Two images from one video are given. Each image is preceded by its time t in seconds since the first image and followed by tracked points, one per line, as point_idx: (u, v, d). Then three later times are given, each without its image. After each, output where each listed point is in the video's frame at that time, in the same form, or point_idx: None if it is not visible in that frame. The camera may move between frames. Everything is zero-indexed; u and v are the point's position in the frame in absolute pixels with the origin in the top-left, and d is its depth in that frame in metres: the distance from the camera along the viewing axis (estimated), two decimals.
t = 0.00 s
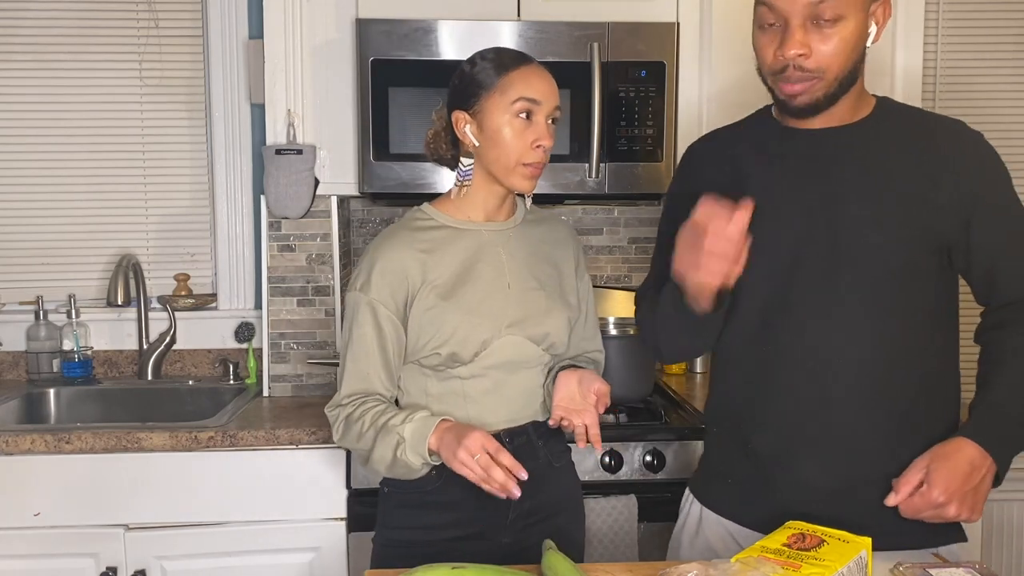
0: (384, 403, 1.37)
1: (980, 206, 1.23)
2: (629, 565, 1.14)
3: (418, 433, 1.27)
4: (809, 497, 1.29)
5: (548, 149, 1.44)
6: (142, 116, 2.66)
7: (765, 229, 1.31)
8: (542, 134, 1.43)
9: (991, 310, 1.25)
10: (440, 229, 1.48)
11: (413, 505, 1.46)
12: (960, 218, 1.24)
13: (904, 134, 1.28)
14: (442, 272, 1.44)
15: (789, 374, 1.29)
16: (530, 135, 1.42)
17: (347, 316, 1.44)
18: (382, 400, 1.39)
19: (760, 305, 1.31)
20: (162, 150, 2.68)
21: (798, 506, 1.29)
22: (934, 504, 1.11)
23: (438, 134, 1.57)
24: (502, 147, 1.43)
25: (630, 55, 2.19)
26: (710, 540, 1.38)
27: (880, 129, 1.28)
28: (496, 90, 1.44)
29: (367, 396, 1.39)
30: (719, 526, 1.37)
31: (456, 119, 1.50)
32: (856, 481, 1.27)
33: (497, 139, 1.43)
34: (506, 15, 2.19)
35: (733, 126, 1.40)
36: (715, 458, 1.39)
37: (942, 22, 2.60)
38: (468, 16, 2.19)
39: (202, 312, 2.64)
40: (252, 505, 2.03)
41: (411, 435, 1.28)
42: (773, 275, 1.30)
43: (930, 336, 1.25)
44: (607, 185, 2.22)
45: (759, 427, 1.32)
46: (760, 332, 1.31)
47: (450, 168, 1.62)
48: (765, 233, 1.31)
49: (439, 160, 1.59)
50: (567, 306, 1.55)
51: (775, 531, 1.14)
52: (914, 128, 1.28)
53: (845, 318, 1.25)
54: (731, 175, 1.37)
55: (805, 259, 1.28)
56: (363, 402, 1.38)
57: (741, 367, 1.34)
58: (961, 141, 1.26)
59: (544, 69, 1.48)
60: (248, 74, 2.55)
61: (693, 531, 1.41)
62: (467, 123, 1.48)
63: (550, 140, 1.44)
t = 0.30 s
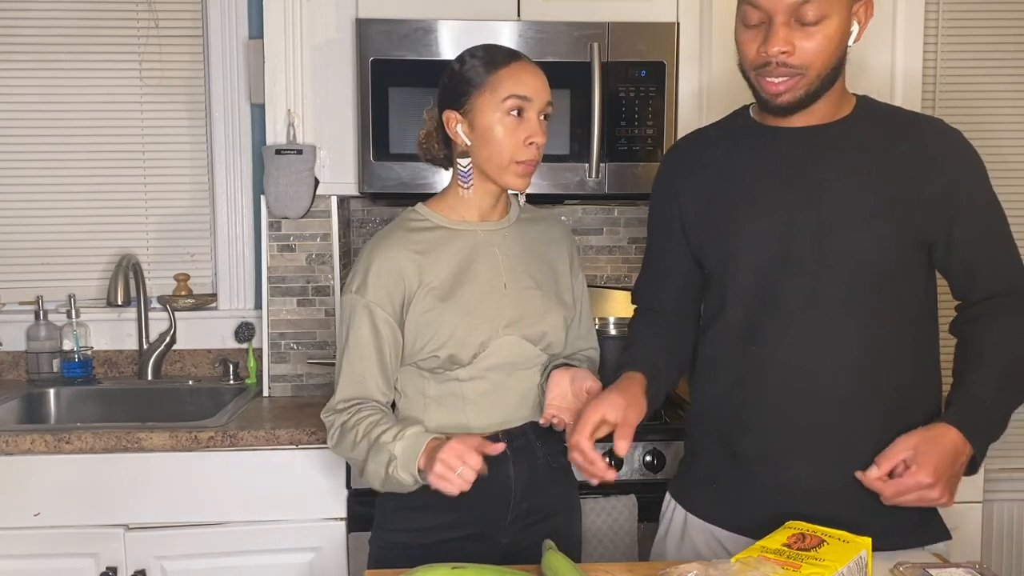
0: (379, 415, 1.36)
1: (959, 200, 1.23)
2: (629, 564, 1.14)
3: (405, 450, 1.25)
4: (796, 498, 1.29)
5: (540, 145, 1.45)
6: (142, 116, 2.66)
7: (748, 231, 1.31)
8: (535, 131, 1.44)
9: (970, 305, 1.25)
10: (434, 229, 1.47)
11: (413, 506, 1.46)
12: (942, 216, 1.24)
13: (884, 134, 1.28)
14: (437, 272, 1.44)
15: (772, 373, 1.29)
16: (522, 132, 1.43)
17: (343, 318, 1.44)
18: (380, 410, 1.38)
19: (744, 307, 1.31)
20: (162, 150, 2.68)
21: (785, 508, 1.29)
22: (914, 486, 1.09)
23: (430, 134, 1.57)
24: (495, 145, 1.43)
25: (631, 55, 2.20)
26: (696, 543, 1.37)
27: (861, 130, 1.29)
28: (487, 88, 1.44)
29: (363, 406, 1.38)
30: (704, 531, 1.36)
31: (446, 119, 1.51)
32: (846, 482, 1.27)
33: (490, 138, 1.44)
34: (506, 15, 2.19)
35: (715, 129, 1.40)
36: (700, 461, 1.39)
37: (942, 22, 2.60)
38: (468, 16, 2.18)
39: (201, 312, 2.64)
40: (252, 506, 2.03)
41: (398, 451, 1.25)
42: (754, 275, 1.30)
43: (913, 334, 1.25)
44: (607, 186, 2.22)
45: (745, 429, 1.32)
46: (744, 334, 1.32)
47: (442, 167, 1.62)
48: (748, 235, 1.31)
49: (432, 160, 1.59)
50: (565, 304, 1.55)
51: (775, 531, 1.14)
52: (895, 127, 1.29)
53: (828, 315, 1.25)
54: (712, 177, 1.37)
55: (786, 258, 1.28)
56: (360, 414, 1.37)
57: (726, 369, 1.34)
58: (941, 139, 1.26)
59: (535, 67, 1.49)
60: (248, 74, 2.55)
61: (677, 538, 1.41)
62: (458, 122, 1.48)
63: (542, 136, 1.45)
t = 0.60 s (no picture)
0: (370, 457, 1.30)
1: (948, 199, 1.23)
2: (629, 564, 1.15)
3: (361, 518, 1.19)
4: (786, 498, 1.29)
5: (528, 147, 1.43)
6: (142, 116, 2.66)
7: (736, 232, 1.32)
8: (522, 134, 1.42)
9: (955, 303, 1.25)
10: (430, 235, 1.47)
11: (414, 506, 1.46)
12: (928, 214, 1.24)
13: (871, 133, 1.28)
14: (432, 278, 1.44)
15: (760, 374, 1.29)
16: (508, 135, 1.42)
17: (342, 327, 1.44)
18: (378, 456, 1.31)
19: (733, 308, 1.31)
20: (161, 150, 2.68)
21: (777, 509, 1.30)
22: (868, 453, 1.10)
23: (428, 138, 1.55)
24: (482, 150, 1.43)
25: (631, 55, 2.20)
26: (687, 545, 1.38)
27: (847, 130, 1.29)
28: (474, 93, 1.44)
29: (361, 435, 1.34)
30: (695, 533, 1.36)
31: (438, 123, 1.50)
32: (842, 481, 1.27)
33: (477, 142, 1.43)
34: (506, 15, 2.19)
35: (702, 130, 1.40)
36: (691, 462, 1.39)
37: (942, 22, 2.60)
38: (467, 16, 2.18)
39: (201, 312, 2.64)
40: (252, 506, 2.03)
41: (356, 514, 1.19)
42: (742, 277, 1.31)
43: (901, 334, 1.26)
44: (607, 186, 2.22)
45: (735, 429, 1.32)
46: (734, 336, 1.32)
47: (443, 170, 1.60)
48: (736, 237, 1.31)
49: (432, 164, 1.57)
50: (565, 306, 1.54)
51: (775, 531, 1.14)
52: (882, 126, 1.28)
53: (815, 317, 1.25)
54: (700, 179, 1.37)
55: (773, 260, 1.29)
56: (357, 447, 1.32)
57: (715, 370, 1.34)
58: (927, 137, 1.26)
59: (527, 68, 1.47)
60: (248, 74, 2.55)
61: (670, 539, 1.41)
62: (449, 126, 1.48)
63: (531, 138, 1.44)
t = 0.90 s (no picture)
0: (373, 462, 1.33)
1: (942, 201, 1.23)
2: (628, 564, 1.15)
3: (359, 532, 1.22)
4: (779, 499, 1.30)
5: (517, 151, 1.42)
6: (142, 116, 2.66)
7: (730, 233, 1.32)
8: (510, 138, 1.41)
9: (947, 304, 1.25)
10: (428, 233, 1.48)
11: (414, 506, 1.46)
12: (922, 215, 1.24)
13: (867, 132, 1.28)
14: (430, 275, 1.44)
15: (755, 376, 1.29)
16: (496, 140, 1.41)
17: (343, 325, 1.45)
18: (380, 461, 1.33)
19: (726, 308, 1.31)
20: (161, 150, 2.68)
21: (772, 510, 1.30)
22: (861, 449, 1.08)
23: (428, 137, 1.56)
24: (471, 154, 1.43)
25: (630, 55, 2.20)
26: (685, 546, 1.38)
27: (842, 129, 1.29)
28: (462, 97, 1.43)
29: (361, 440, 1.36)
30: (692, 533, 1.37)
31: (431, 125, 1.50)
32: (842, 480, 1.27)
33: (466, 147, 1.43)
34: (506, 14, 2.19)
35: (698, 129, 1.40)
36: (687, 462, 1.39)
37: (942, 22, 2.60)
38: (467, 16, 2.18)
39: (201, 312, 2.64)
40: (252, 506, 2.03)
41: (354, 527, 1.22)
42: (737, 278, 1.30)
43: (896, 335, 1.26)
44: (607, 185, 2.22)
45: (729, 431, 1.32)
46: (727, 334, 1.32)
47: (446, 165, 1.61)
48: (730, 237, 1.31)
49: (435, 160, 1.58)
50: (566, 303, 1.54)
51: (775, 531, 1.14)
52: (876, 126, 1.28)
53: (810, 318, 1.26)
54: (694, 178, 1.38)
55: (768, 261, 1.29)
56: (360, 452, 1.34)
57: (710, 370, 1.34)
58: (922, 137, 1.26)
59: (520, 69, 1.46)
60: (248, 74, 2.55)
61: (667, 541, 1.41)
62: (442, 129, 1.48)
63: (521, 142, 1.43)
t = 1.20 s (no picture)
0: (374, 462, 1.31)
1: (940, 203, 1.23)
2: (628, 564, 1.15)
3: (358, 524, 1.18)
4: (776, 500, 1.30)
5: (514, 161, 1.42)
6: (142, 116, 2.66)
7: (728, 233, 1.32)
8: (506, 150, 1.41)
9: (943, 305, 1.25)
10: (429, 232, 1.48)
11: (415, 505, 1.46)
12: (919, 217, 1.24)
13: (865, 134, 1.28)
14: (431, 274, 1.44)
15: (752, 375, 1.29)
16: (492, 151, 1.41)
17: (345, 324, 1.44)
18: (382, 459, 1.32)
19: (724, 309, 1.32)
20: (161, 150, 2.68)
21: (772, 510, 1.30)
22: (843, 455, 1.10)
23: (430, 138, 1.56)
24: (466, 162, 1.43)
25: (630, 55, 2.20)
26: (682, 546, 1.38)
27: (841, 130, 1.29)
28: (460, 105, 1.42)
29: (364, 437, 1.36)
30: (689, 533, 1.38)
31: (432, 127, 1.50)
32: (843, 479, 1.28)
33: (462, 155, 1.43)
34: (506, 14, 2.19)
35: (698, 129, 1.40)
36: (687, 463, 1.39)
37: (942, 22, 2.60)
38: (467, 16, 2.18)
39: (201, 312, 2.64)
40: (252, 506, 2.03)
41: (353, 520, 1.18)
42: (735, 278, 1.31)
43: (893, 337, 1.26)
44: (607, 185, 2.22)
45: (726, 431, 1.32)
46: (727, 337, 1.32)
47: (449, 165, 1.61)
48: (728, 238, 1.31)
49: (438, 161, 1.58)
50: (568, 303, 1.54)
51: (775, 531, 1.14)
52: (875, 127, 1.28)
53: (807, 318, 1.25)
54: (693, 178, 1.37)
55: (766, 261, 1.29)
56: (361, 449, 1.33)
57: (707, 371, 1.34)
58: (920, 139, 1.26)
59: (520, 77, 1.44)
60: (248, 74, 2.55)
61: (665, 541, 1.42)
62: (441, 133, 1.48)
63: (517, 153, 1.42)
